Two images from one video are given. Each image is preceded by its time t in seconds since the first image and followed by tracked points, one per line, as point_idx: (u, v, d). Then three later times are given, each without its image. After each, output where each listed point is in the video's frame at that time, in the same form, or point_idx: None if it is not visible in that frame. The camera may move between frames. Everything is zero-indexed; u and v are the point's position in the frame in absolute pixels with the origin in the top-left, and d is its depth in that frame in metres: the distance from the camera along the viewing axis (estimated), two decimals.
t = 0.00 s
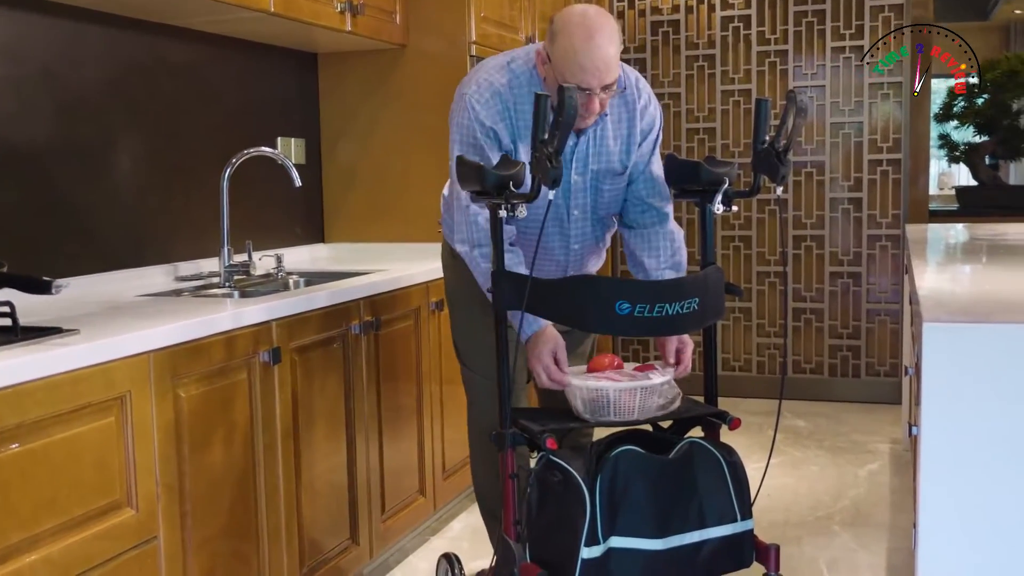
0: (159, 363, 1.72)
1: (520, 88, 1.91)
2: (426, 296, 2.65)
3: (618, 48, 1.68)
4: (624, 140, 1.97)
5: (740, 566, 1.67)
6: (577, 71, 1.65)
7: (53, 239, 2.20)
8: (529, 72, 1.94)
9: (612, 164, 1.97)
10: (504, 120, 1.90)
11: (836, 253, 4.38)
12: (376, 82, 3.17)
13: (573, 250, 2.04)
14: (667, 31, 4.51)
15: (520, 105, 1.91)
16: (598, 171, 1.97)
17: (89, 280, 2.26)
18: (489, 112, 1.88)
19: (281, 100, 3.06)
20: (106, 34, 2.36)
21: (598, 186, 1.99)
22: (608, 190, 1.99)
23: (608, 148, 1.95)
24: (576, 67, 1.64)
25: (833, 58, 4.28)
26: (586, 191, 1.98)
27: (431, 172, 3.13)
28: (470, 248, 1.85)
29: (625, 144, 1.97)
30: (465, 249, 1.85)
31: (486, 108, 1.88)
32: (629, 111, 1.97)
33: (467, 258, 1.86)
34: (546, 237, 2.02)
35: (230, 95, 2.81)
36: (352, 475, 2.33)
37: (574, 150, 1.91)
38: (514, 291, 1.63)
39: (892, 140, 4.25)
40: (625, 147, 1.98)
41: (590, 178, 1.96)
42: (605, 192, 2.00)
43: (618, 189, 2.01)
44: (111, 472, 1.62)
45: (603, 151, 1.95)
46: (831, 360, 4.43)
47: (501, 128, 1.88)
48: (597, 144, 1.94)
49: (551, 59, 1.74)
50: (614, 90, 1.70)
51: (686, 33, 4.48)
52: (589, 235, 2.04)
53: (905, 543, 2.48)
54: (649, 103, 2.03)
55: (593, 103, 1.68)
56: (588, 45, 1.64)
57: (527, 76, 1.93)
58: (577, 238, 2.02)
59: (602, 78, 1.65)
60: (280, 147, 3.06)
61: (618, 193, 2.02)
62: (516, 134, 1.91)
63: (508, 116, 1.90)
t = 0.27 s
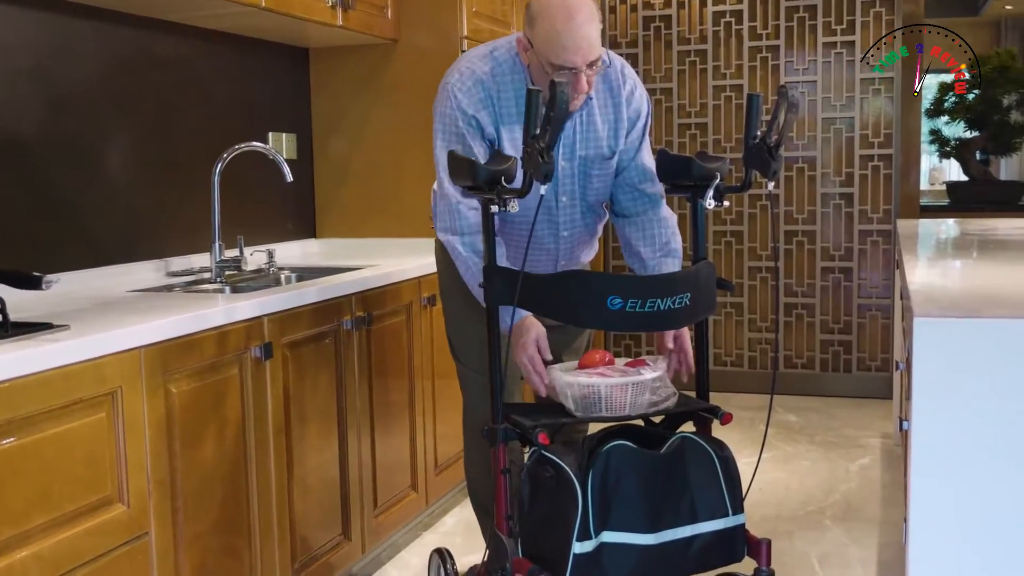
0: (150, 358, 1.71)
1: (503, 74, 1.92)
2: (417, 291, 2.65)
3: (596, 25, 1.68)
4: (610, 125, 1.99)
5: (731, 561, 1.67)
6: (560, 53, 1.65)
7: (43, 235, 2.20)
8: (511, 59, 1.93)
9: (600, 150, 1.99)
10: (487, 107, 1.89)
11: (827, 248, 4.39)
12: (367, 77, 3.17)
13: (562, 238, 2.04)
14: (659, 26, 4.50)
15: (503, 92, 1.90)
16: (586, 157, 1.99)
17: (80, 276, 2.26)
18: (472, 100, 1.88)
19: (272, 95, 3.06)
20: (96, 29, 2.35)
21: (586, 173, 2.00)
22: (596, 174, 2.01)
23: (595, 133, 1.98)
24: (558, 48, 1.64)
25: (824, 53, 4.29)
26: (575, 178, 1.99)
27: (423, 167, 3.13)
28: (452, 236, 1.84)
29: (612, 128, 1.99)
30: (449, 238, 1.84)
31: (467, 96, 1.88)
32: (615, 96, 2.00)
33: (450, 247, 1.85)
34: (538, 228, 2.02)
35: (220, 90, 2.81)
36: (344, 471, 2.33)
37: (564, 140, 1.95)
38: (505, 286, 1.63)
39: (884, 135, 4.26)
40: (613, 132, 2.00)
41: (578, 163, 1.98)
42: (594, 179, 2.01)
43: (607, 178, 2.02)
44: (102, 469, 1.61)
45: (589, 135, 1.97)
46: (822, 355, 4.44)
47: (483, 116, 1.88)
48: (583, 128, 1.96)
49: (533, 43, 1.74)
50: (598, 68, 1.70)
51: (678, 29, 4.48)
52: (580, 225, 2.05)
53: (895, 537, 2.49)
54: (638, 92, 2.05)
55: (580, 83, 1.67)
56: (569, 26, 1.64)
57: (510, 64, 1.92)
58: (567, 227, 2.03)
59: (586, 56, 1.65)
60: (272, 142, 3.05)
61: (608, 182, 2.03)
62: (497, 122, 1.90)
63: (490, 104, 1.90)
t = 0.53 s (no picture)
0: (143, 355, 1.71)
1: (486, 54, 1.89)
2: (411, 288, 2.64)
3: None
4: (601, 99, 1.97)
5: (725, 557, 1.67)
6: (554, 15, 1.68)
7: (35, 232, 2.19)
8: (494, 39, 1.90)
9: (593, 123, 1.96)
10: (471, 89, 1.87)
11: (820, 244, 4.39)
12: (361, 73, 3.16)
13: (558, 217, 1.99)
14: (652, 23, 4.50)
15: (483, 75, 1.88)
16: (579, 131, 1.95)
17: (72, 274, 2.25)
18: (454, 83, 1.86)
19: (265, 91, 3.05)
20: (88, 25, 2.34)
21: (582, 148, 1.96)
22: (590, 150, 1.97)
23: (587, 107, 1.94)
24: (553, 10, 1.68)
25: (817, 50, 4.29)
26: (570, 153, 1.95)
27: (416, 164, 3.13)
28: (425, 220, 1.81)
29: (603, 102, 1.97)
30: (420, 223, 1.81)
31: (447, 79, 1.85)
32: (603, 69, 1.98)
33: (420, 231, 1.82)
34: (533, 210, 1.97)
35: (213, 87, 2.80)
36: (336, 468, 2.33)
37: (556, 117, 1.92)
38: (498, 282, 1.63)
39: (876, 132, 4.27)
40: (604, 108, 1.97)
41: (572, 138, 1.95)
42: (590, 154, 1.97)
43: (603, 153, 1.99)
44: (95, 466, 1.61)
45: (581, 109, 1.94)
46: (815, 352, 4.44)
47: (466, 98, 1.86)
48: (574, 102, 1.93)
49: (519, 14, 1.76)
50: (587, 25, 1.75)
51: (671, 25, 4.48)
52: (577, 203, 2.00)
53: (887, 533, 2.49)
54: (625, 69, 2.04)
55: (575, 40, 1.72)
56: None
57: (493, 43, 1.89)
58: (563, 205, 1.98)
59: (579, 14, 1.69)
60: (265, 139, 3.05)
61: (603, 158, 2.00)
62: (479, 105, 1.87)
63: (471, 85, 1.87)
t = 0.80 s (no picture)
0: (133, 355, 1.71)
1: (464, 29, 1.88)
2: (401, 287, 2.64)
3: None
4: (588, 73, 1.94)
5: (715, 555, 1.68)
6: None
7: (24, 231, 2.18)
8: (475, 13, 1.89)
9: (582, 92, 1.92)
10: (449, 60, 1.86)
11: (810, 243, 4.40)
12: (351, 72, 3.16)
13: (552, 189, 1.89)
14: (643, 22, 4.51)
15: (457, 46, 1.87)
16: (570, 100, 1.90)
17: (60, 273, 2.24)
18: (430, 57, 1.86)
19: (255, 90, 3.04)
20: (77, 23, 2.33)
21: (574, 117, 1.91)
22: (583, 120, 1.91)
23: (574, 76, 1.91)
24: None
25: (807, 49, 4.30)
26: (561, 121, 1.89)
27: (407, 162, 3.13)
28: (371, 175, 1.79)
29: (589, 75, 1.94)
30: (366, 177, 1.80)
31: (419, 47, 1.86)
32: (587, 43, 1.96)
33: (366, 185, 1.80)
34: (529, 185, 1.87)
35: (203, 85, 2.79)
36: (327, 467, 2.32)
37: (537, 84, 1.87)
38: (489, 282, 1.63)
39: (866, 131, 4.28)
40: (592, 80, 1.95)
41: (563, 106, 1.89)
42: (584, 122, 1.92)
43: (594, 123, 1.94)
44: (84, 466, 1.61)
45: (569, 79, 1.90)
46: (805, 350, 4.46)
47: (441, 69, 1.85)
48: (561, 72, 1.89)
49: None
50: None
51: (662, 24, 4.48)
52: (573, 173, 1.91)
53: (877, 531, 2.50)
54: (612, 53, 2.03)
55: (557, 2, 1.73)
56: None
57: (474, 19, 1.88)
58: (556, 175, 1.89)
59: None
60: (255, 138, 3.04)
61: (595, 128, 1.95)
62: (453, 73, 1.85)
63: (447, 54, 1.86)
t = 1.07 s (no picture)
0: (123, 355, 1.70)
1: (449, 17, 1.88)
2: (392, 287, 2.64)
3: None
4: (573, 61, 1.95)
5: (706, 554, 1.68)
6: None
7: (13, 231, 2.17)
8: (461, 1, 1.89)
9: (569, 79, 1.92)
10: (435, 46, 1.84)
11: (801, 243, 4.41)
12: (342, 71, 3.16)
13: (543, 173, 1.87)
14: (634, 21, 4.51)
15: (443, 31, 1.86)
16: (557, 85, 1.90)
17: (50, 273, 2.24)
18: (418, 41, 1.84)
19: (246, 89, 3.04)
20: (67, 22, 2.33)
21: (561, 102, 1.90)
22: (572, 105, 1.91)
23: (559, 63, 1.91)
24: None
25: (797, 49, 4.31)
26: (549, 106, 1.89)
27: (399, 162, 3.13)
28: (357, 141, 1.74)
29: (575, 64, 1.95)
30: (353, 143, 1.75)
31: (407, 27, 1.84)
32: (571, 32, 1.97)
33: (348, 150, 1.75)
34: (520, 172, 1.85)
35: (194, 85, 2.79)
36: (318, 467, 2.32)
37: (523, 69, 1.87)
38: (480, 282, 1.63)
39: (857, 131, 4.29)
40: (578, 68, 1.95)
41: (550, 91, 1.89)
42: (572, 106, 1.92)
43: (582, 108, 1.94)
44: (75, 467, 1.60)
45: (554, 66, 1.90)
46: (796, 350, 4.47)
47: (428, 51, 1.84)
48: (546, 59, 1.90)
49: None
50: None
51: (653, 24, 4.49)
52: (563, 159, 1.90)
53: (867, 530, 2.51)
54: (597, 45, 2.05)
55: None
56: None
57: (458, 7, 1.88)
58: (547, 160, 1.88)
59: None
60: (246, 137, 3.03)
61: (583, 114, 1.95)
62: (438, 57, 1.84)
63: (434, 38, 1.85)
